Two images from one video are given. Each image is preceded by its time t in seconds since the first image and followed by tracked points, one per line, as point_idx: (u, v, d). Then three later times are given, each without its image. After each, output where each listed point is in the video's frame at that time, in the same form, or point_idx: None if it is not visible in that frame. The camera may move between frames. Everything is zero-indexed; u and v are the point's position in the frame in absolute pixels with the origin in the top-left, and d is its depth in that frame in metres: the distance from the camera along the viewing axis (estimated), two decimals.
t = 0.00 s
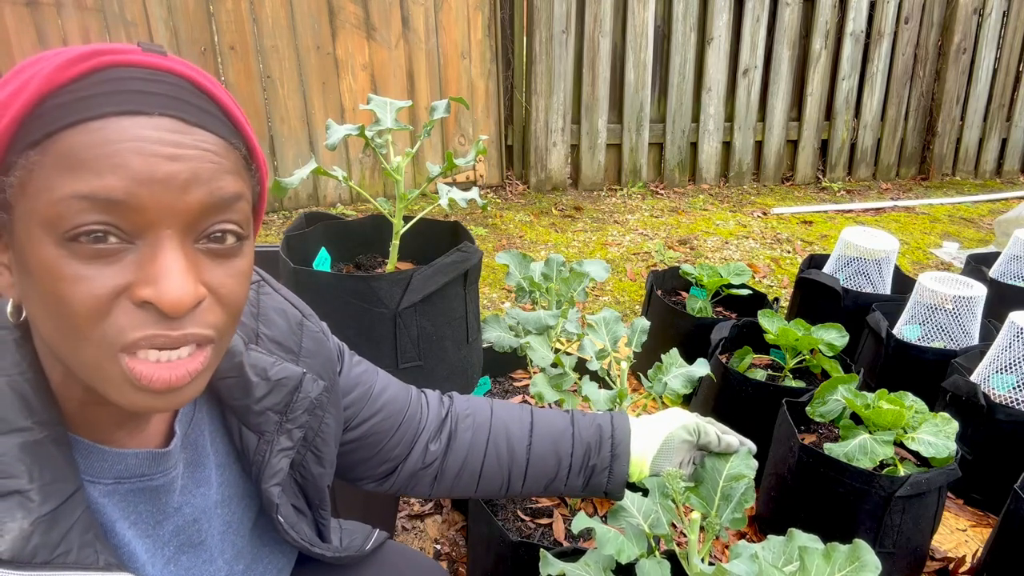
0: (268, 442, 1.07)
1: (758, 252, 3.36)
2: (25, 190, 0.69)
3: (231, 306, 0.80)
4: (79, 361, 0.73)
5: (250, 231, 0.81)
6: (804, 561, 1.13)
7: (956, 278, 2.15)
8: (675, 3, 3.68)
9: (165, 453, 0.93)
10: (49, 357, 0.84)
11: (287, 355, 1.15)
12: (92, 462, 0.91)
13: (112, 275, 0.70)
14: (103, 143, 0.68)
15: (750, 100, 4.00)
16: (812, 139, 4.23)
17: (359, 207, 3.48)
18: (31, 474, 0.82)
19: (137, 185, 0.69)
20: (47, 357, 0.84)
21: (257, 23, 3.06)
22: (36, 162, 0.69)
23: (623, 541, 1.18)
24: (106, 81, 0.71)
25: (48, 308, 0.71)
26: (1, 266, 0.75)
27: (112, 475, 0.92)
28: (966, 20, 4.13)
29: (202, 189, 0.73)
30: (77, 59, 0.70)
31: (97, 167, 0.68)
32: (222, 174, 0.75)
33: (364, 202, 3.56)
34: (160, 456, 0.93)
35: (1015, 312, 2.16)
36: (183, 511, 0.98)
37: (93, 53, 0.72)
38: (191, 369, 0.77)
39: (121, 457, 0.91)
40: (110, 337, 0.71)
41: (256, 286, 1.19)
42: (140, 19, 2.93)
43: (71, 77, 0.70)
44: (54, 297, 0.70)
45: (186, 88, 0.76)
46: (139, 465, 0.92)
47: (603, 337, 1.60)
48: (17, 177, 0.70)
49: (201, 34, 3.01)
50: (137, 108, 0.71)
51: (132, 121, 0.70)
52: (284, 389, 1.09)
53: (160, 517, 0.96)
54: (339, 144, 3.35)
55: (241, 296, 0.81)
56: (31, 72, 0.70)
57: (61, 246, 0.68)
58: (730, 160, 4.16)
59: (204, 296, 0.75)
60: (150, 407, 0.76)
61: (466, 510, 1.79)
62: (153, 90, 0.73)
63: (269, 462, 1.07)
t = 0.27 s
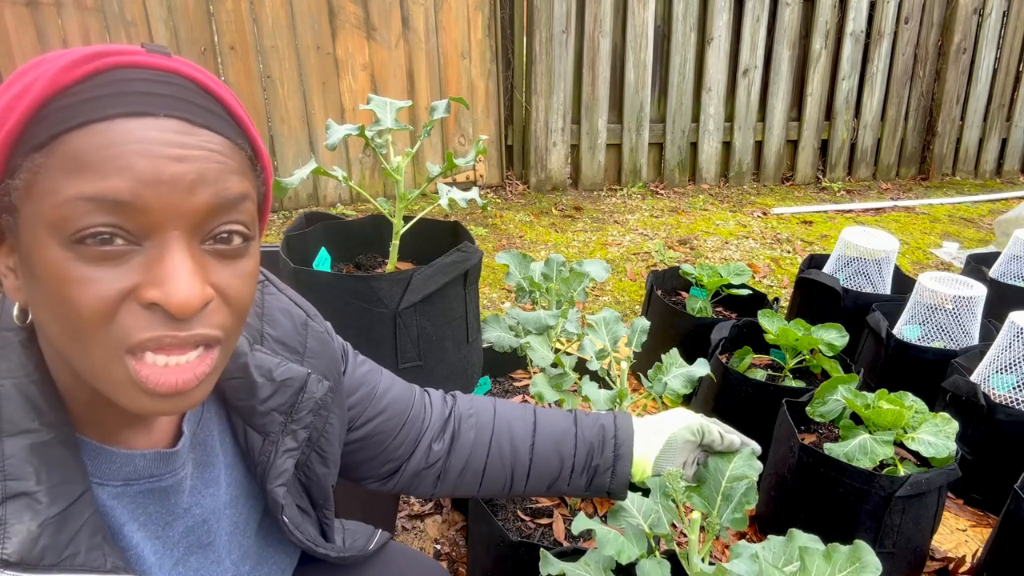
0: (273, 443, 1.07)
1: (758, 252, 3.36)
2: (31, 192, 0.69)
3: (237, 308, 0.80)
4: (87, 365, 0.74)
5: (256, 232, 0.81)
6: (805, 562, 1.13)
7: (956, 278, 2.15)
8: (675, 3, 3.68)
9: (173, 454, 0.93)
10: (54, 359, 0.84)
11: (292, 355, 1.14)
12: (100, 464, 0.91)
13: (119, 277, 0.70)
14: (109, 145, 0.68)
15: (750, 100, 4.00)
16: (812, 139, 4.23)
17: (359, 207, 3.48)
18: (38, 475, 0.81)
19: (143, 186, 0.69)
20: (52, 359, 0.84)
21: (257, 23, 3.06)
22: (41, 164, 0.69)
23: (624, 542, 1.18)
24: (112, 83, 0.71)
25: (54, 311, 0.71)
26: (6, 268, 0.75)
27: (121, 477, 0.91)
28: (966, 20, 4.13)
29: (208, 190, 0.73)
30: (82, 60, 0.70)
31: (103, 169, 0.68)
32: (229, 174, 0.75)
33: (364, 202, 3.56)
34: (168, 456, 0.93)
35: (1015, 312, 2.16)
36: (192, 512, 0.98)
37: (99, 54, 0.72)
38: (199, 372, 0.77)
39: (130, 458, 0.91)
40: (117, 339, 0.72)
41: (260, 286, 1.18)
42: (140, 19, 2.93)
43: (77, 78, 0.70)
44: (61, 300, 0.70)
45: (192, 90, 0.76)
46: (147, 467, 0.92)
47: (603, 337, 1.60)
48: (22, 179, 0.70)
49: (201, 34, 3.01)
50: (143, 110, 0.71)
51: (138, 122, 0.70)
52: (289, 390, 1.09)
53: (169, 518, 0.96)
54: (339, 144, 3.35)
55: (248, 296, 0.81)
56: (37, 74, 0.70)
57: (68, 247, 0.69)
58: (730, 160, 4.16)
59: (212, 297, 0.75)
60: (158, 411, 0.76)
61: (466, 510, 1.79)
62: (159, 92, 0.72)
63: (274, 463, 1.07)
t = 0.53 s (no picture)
0: (274, 445, 1.07)
1: (758, 252, 3.36)
2: (33, 201, 0.69)
3: (238, 319, 0.80)
4: (89, 377, 0.74)
5: (260, 241, 0.81)
6: (804, 561, 1.13)
7: (956, 278, 2.15)
8: (675, 3, 3.68)
9: (171, 457, 0.93)
10: (53, 367, 0.83)
11: (293, 357, 1.14)
12: (99, 467, 0.91)
13: (121, 290, 0.70)
14: (113, 158, 0.68)
15: (750, 100, 4.00)
16: (812, 139, 4.23)
17: (359, 207, 3.48)
18: (37, 480, 0.81)
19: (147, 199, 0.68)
20: (51, 366, 0.84)
21: (257, 23, 3.06)
22: (42, 174, 0.69)
23: (624, 541, 1.18)
24: (116, 91, 0.71)
25: (56, 322, 0.71)
26: (6, 274, 0.75)
27: (118, 480, 0.92)
28: (966, 20, 4.14)
29: (213, 203, 0.73)
30: (87, 68, 0.70)
31: (106, 182, 0.67)
32: (233, 187, 0.75)
33: (364, 202, 3.56)
34: (166, 459, 0.93)
35: (1015, 312, 2.16)
36: (190, 515, 0.98)
37: (104, 62, 0.71)
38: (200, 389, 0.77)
39: (128, 462, 0.91)
40: (118, 353, 0.71)
41: (261, 287, 1.18)
42: (140, 19, 2.93)
43: (81, 86, 0.70)
44: (63, 312, 0.70)
45: (196, 98, 0.76)
46: (145, 470, 0.92)
47: (603, 337, 1.60)
48: (24, 188, 0.70)
49: (201, 34, 3.01)
50: (147, 121, 0.70)
51: (142, 134, 0.70)
52: (290, 391, 1.09)
53: (167, 521, 0.96)
54: (339, 144, 3.35)
55: (249, 308, 0.81)
56: (40, 80, 0.70)
57: (70, 259, 0.69)
58: (730, 160, 4.16)
59: (214, 312, 0.75)
60: (160, 422, 0.76)
61: (466, 510, 1.79)
62: (164, 102, 0.72)
63: (275, 465, 1.06)
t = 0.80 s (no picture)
0: (270, 448, 1.07)
1: (758, 252, 3.36)
2: (25, 210, 0.69)
3: (233, 328, 0.80)
4: (80, 385, 0.74)
5: (255, 252, 0.81)
6: (805, 561, 1.13)
7: (956, 278, 2.15)
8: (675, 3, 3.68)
9: (166, 462, 0.93)
10: (47, 374, 0.83)
11: (290, 359, 1.14)
12: (92, 471, 0.91)
13: (113, 300, 0.70)
14: (107, 168, 0.67)
15: (750, 100, 4.00)
16: (812, 139, 4.23)
17: (359, 207, 3.48)
18: (29, 486, 0.81)
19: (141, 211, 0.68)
20: (45, 374, 0.83)
21: (257, 23, 3.06)
22: (35, 183, 0.68)
23: (624, 541, 1.18)
24: (111, 99, 0.70)
25: (49, 330, 0.71)
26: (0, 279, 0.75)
27: (112, 485, 0.92)
28: (966, 20, 4.13)
29: (208, 215, 0.73)
30: (82, 73, 0.70)
31: (99, 193, 0.67)
32: (228, 198, 0.75)
33: (364, 202, 3.56)
34: (161, 464, 0.93)
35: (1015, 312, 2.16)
36: (185, 519, 0.98)
37: (100, 67, 0.71)
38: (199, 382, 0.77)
39: (121, 467, 0.91)
40: (109, 362, 0.72)
41: (259, 288, 1.17)
42: (140, 19, 2.93)
43: (76, 92, 0.69)
44: (54, 322, 0.70)
45: (193, 106, 0.75)
46: (140, 474, 0.92)
47: (603, 337, 1.60)
48: (16, 197, 0.69)
49: (201, 34, 3.01)
50: (143, 130, 0.70)
51: (138, 145, 0.69)
52: (287, 395, 1.10)
53: (161, 525, 0.96)
54: (339, 144, 3.35)
55: (244, 317, 0.81)
56: (35, 83, 0.69)
57: (62, 270, 0.68)
58: (730, 160, 4.16)
59: (207, 323, 0.75)
60: (157, 425, 0.76)
61: (466, 510, 1.79)
62: (160, 111, 0.72)
63: (271, 468, 1.06)
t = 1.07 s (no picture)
0: (267, 450, 1.07)
1: (758, 252, 3.36)
2: (15, 213, 0.69)
3: (227, 330, 0.81)
4: (68, 387, 0.74)
5: (248, 253, 0.81)
6: (805, 561, 1.14)
7: (956, 278, 2.15)
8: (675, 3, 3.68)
9: (159, 465, 0.93)
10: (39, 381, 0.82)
11: (286, 360, 1.14)
12: (85, 475, 0.91)
13: (104, 303, 0.70)
14: (98, 170, 0.67)
15: (750, 100, 4.00)
16: (812, 139, 4.23)
17: (359, 207, 3.48)
18: (22, 490, 0.81)
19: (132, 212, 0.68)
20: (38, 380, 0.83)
21: (257, 23, 3.06)
22: (25, 186, 0.68)
23: (624, 541, 1.18)
24: (101, 100, 0.70)
25: (38, 334, 0.71)
26: None
27: (105, 489, 0.91)
28: (966, 20, 4.14)
29: (200, 217, 0.72)
30: (70, 74, 0.69)
31: (89, 195, 0.67)
32: (220, 199, 0.75)
33: (364, 202, 3.56)
34: (154, 467, 0.92)
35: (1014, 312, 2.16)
36: (179, 522, 0.98)
37: (90, 68, 0.70)
38: (186, 394, 0.78)
39: (115, 470, 0.91)
40: (98, 364, 0.72)
41: (253, 289, 1.17)
42: (140, 19, 2.93)
43: (65, 93, 0.69)
44: (44, 325, 0.70)
45: (183, 106, 0.75)
46: (133, 478, 0.92)
47: (603, 337, 1.60)
48: (5, 200, 0.69)
49: (201, 34, 3.01)
50: (132, 132, 0.70)
51: (128, 146, 0.69)
52: (282, 396, 1.09)
53: (156, 529, 0.96)
54: (339, 144, 3.35)
55: (239, 318, 0.82)
56: (24, 84, 0.69)
57: (52, 273, 0.68)
58: (730, 160, 4.16)
59: (200, 326, 0.75)
60: (141, 433, 0.77)
61: (466, 510, 1.79)
62: (151, 111, 0.72)
63: (267, 470, 1.07)
